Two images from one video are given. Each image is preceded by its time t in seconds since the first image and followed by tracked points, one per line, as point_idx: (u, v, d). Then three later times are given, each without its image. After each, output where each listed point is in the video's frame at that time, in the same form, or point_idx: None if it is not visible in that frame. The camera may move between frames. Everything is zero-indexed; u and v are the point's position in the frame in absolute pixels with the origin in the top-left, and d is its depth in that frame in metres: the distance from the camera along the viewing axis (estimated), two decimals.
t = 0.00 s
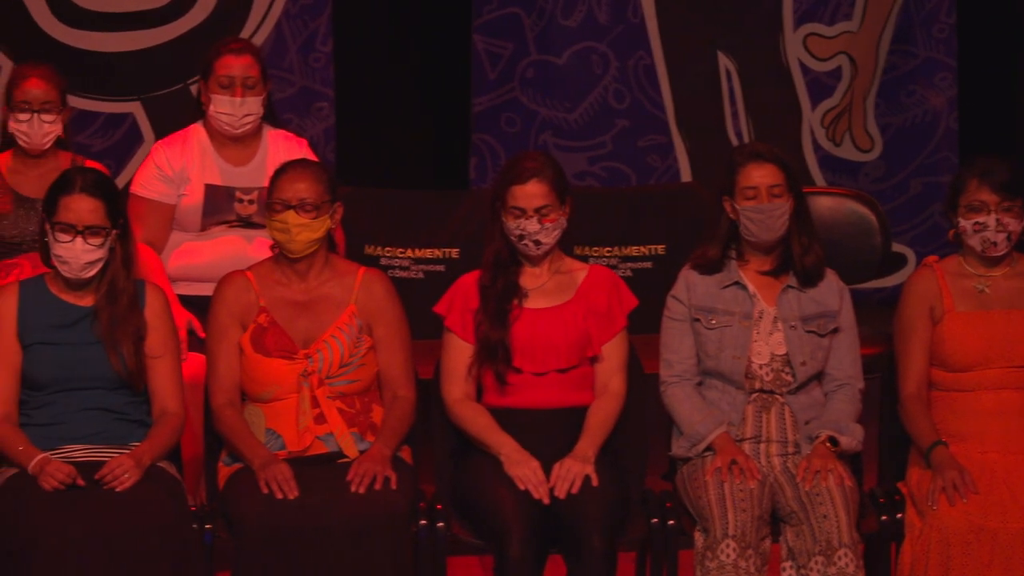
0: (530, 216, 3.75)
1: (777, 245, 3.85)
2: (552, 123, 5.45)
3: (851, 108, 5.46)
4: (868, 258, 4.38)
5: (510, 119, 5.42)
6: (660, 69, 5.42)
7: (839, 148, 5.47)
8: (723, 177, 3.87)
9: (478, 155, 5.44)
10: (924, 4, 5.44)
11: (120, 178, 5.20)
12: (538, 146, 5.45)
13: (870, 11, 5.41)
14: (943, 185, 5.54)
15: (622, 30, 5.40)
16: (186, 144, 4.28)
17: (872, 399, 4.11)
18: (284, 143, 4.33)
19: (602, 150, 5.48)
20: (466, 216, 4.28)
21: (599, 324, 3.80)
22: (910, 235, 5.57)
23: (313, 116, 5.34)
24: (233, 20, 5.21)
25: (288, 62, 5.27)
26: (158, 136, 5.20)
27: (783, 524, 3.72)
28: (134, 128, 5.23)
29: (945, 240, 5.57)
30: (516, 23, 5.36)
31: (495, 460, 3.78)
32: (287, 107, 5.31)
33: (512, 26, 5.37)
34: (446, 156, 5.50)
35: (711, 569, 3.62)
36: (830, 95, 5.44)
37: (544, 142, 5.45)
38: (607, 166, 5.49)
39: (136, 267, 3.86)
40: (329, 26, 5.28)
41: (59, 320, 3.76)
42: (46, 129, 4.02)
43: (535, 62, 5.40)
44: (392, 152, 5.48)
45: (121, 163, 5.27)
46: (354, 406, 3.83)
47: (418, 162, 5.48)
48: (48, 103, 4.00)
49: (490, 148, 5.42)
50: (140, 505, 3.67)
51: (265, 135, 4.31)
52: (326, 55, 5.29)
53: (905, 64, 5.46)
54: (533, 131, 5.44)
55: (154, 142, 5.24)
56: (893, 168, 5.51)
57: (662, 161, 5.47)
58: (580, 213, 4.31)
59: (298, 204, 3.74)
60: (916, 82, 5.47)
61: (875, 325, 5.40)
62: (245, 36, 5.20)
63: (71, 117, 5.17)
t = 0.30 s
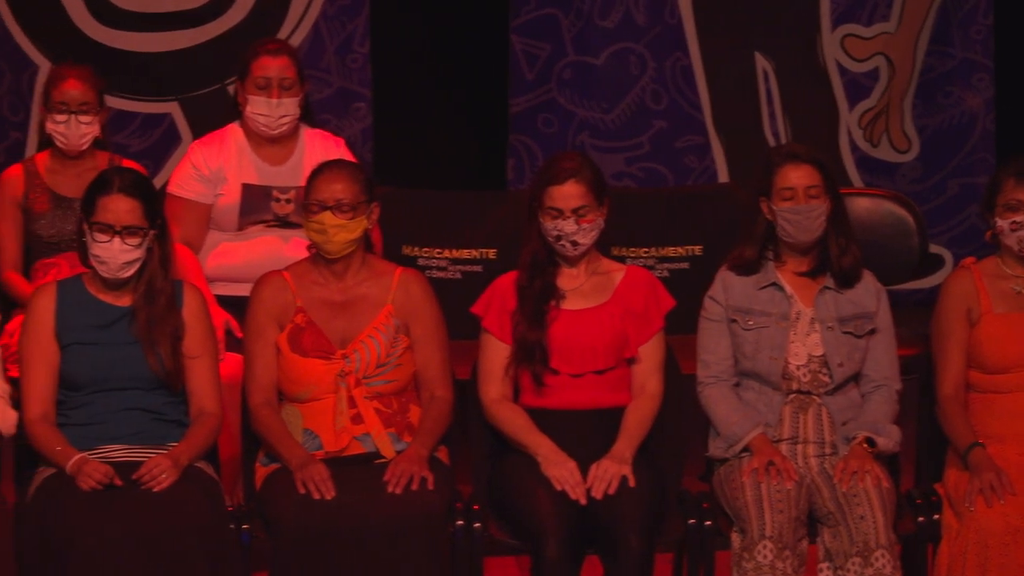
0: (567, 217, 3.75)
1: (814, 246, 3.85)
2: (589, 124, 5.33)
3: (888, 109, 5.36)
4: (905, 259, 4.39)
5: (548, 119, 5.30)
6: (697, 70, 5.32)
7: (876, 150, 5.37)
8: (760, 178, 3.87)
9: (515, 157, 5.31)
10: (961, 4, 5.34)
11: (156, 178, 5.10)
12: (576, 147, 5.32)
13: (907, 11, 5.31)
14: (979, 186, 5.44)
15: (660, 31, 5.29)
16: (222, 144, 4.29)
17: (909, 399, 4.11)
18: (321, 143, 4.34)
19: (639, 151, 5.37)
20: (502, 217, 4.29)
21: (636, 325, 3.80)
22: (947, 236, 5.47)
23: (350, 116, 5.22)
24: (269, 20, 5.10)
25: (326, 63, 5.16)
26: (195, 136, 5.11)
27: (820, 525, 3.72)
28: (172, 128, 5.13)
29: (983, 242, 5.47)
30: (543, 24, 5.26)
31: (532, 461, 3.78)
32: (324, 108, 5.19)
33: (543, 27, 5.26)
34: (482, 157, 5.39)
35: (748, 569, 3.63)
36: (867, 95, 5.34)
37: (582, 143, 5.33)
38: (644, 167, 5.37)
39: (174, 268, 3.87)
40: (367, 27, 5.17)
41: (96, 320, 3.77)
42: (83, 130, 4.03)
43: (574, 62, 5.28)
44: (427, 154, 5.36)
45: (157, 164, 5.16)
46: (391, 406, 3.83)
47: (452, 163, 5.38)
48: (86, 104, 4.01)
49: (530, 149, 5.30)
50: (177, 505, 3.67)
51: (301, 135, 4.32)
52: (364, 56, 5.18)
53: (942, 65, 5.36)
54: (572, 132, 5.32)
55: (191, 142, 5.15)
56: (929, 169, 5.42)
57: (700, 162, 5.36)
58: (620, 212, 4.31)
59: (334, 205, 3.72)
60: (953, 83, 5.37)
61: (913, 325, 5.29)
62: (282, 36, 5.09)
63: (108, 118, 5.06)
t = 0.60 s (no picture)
0: (600, 218, 3.75)
1: (847, 247, 3.84)
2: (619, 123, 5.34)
3: (923, 109, 5.34)
4: (938, 260, 4.39)
5: (582, 119, 5.31)
6: (731, 69, 5.30)
7: (910, 150, 5.35)
8: (793, 178, 3.86)
9: (549, 157, 5.32)
10: (996, 5, 5.27)
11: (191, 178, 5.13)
12: (610, 147, 5.34)
13: (942, 11, 5.28)
14: (1014, 187, 5.42)
15: (694, 31, 5.27)
16: (255, 143, 4.29)
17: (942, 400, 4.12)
18: (354, 142, 4.34)
19: (673, 150, 5.38)
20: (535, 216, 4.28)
21: (669, 326, 3.79)
22: (981, 237, 5.47)
23: (383, 116, 5.23)
24: (303, 21, 5.10)
25: (360, 62, 5.18)
26: (229, 135, 5.13)
27: (853, 525, 3.72)
28: (205, 128, 5.15)
29: (1017, 242, 5.47)
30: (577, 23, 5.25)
31: (565, 461, 3.78)
32: (357, 107, 5.21)
33: (577, 27, 5.25)
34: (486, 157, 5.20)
35: (780, 570, 3.63)
36: (902, 95, 5.32)
37: (616, 143, 5.34)
38: (678, 167, 5.38)
39: (207, 268, 3.86)
40: (401, 26, 5.16)
41: (130, 321, 3.76)
42: (116, 131, 4.02)
43: (608, 62, 5.28)
44: (429, 154, 5.20)
45: (191, 164, 5.18)
46: (425, 406, 3.82)
47: (454, 163, 5.18)
48: (118, 105, 4.00)
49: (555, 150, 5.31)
50: (211, 505, 3.66)
51: (334, 134, 4.32)
52: (398, 56, 5.17)
53: (976, 66, 5.31)
54: (605, 133, 5.33)
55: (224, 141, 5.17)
56: (964, 169, 5.40)
57: (733, 162, 5.36)
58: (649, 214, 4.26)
59: (368, 205, 3.72)
60: (987, 83, 5.32)
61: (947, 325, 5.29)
62: (316, 36, 5.10)
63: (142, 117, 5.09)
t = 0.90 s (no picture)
0: (641, 219, 3.76)
1: (888, 248, 3.83)
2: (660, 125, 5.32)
3: (963, 110, 5.33)
4: (980, 260, 4.38)
5: (622, 120, 5.30)
6: (773, 71, 5.29)
7: (951, 151, 5.35)
8: (834, 179, 3.86)
9: (589, 157, 5.31)
10: None
11: (230, 178, 5.12)
12: (650, 148, 5.32)
13: (982, 13, 5.28)
14: None
15: (735, 33, 5.26)
16: (296, 143, 4.29)
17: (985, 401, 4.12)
18: (395, 142, 4.35)
19: (713, 152, 5.35)
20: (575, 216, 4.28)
21: (709, 326, 3.79)
22: (1019, 239, 5.47)
23: (424, 117, 5.22)
24: (343, 22, 5.11)
25: (400, 63, 5.17)
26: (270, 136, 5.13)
27: (894, 527, 3.71)
28: (247, 129, 5.15)
29: None
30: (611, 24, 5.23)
31: (606, 462, 3.78)
32: (398, 108, 5.21)
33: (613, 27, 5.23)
34: (530, 157, 5.25)
35: (821, 571, 3.63)
36: (943, 97, 5.31)
37: (657, 144, 5.32)
38: (718, 168, 5.35)
39: (248, 268, 3.86)
40: (442, 28, 5.17)
41: (170, 321, 3.77)
42: (156, 133, 4.04)
43: (647, 63, 5.27)
44: (470, 155, 5.23)
45: (232, 164, 5.18)
46: (465, 406, 3.82)
47: (496, 164, 5.24)
48: (159, 107, 4.02)
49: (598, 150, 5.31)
50: (251, 506, 3.66)
51: (375, 134, 4.32)
52: (438, 57, 5.18)
53: (1017, 67, 5.32)
54: (645, 133, 5.31)
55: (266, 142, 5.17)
56: (1004, 171, 5.40)
57: (774, 164, 5.34)
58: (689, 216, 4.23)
59: (409, 205, 3.71)
60: None
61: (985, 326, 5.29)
62: (357, 37, 5.11)
63: (183, 117, 5.09)
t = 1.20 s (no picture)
0: (688, 219, 3.76)
1: (934, 248, 3.83)
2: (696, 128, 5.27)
3: (1011, 110, 5.30)
4: None
5: (668, 121, 5.27)
6: (819, 71, 5.26)
7: (998, 151, 5.30)
8: (880, 180, 3.86)
9: (635, 158, 5.29)
10: None
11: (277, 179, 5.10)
12: (695, 148, 5.28)
13: None
14: None
15: (781, 33, 5.24)
16: (343, 144, 4.29)
17: None
18: (442, 143, 4.34)
19: (760, 152, 5.31)
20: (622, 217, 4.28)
21: (755, 327, 3.79)
22: None
23: (472, 117, 5.21)
24: (389, 23, 5.10)
25: (448, 63, 5.16)
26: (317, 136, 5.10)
27: (940, 528, 3.71)
28: (294, 129, 5.14)
29: None
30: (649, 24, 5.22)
31: (652, 463, 3.78)
32: (446, 109, 5.19)
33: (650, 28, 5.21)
34: (547, 157, 5.31)
35: (867, 572, 3.63)
36: (989, 97, 5.28)
37: (703, 144, 5.29)
38: (765, 169, 5.31)
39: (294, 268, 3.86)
40: (488, 28, 5.16)
41: (217, 320, 3.77)
42: (204, 134, 4.05)
43: (694, 64, 5.24)
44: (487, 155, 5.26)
45: (278, 165, 5.16)
46: (511, 406, 3.82)
47: (512, 163, 5.28)
48: (206, 108, 4.03)
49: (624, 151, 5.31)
50: (298, 506, 3.66)
51: (422, 135, 4.31)
52: (485, 57, 5.17)
53: None
54: (691, 134, 5.28)
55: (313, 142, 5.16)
56: None
57: (820, 164, 5.30)
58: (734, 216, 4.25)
59: (456, 206, 3.72)
60: None
61: None
62: (404, 37, 5.09)
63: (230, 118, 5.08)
